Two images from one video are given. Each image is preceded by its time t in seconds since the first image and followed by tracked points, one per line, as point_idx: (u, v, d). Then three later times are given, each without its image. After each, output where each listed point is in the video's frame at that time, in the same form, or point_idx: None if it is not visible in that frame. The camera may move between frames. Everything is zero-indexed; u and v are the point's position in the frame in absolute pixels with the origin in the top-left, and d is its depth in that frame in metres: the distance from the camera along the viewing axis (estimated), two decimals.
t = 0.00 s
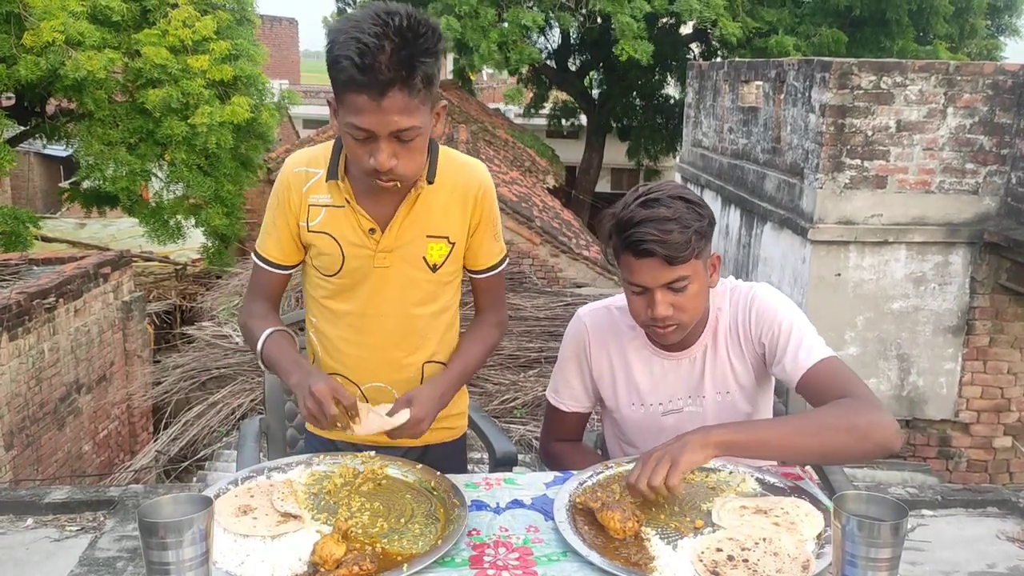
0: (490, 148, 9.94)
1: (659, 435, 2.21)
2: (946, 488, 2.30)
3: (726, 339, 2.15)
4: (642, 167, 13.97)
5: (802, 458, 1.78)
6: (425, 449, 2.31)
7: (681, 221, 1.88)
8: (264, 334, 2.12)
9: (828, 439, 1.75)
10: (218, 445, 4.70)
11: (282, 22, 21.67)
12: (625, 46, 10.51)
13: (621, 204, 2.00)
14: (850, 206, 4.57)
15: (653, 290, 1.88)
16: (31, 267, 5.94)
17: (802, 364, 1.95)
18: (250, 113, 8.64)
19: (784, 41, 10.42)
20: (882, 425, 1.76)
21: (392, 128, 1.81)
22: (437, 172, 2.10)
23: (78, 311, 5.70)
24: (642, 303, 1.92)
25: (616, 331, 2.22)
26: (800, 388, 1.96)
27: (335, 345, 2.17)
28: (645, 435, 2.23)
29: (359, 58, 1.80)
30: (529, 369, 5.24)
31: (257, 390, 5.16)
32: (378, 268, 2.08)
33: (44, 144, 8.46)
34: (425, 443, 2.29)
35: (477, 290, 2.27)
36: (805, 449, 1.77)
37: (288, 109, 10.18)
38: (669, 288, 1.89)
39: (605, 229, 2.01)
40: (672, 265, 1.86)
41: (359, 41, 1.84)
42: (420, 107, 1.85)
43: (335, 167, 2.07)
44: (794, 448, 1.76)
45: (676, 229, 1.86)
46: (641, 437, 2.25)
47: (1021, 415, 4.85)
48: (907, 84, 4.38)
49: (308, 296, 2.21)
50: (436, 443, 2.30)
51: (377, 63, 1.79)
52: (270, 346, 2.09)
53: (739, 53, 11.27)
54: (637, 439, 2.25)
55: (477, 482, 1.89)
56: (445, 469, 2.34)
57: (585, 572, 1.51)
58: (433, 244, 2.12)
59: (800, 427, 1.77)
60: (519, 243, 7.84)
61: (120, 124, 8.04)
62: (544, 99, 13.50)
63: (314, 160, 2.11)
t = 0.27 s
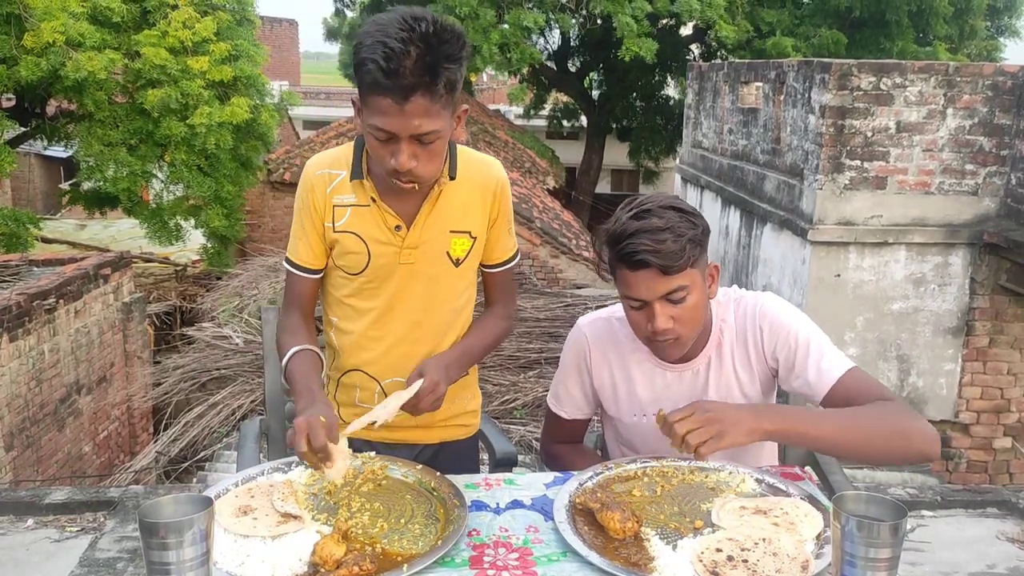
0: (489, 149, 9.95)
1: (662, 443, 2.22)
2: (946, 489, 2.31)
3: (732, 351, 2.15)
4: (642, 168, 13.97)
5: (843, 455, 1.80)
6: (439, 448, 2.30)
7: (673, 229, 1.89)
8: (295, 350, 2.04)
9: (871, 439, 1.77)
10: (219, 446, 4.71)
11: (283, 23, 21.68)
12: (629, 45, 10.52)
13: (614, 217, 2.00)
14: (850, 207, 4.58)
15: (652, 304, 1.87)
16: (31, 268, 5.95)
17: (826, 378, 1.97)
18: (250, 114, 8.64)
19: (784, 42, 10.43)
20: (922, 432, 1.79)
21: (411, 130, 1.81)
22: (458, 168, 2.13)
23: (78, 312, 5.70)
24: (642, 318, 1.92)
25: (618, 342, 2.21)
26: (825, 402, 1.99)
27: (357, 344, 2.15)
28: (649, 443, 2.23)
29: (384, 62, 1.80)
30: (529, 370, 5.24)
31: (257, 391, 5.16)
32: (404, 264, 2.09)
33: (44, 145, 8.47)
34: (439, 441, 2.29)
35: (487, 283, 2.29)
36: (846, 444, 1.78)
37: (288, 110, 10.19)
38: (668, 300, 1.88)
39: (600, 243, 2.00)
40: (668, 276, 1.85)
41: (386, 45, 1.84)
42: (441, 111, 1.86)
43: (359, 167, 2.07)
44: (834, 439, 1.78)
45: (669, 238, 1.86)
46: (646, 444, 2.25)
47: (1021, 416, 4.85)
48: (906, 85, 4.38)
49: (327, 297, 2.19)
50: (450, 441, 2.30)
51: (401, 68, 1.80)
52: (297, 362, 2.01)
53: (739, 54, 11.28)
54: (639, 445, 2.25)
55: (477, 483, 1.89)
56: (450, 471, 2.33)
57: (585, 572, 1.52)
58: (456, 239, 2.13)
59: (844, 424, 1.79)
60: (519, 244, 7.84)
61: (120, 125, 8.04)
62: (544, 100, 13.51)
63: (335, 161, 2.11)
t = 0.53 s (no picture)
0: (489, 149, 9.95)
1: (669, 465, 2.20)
2: (946, 490, 2.30)
3: (736, 373, 2.08)
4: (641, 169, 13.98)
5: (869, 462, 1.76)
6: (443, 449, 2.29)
7: (663, 282, 1.75)
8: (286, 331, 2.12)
9: (899, 447, 1.74)
10: (219, 447, 4.71)
11: (283, 24, 21.69)
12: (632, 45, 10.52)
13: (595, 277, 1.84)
14: (850, 207, 4.58)
15: (662, 362, 1.75)
16: (31, 269, 5.95)
17: (843, 392, 1.91)
18: (250, 114, 8.64)
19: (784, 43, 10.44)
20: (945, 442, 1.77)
21: (416, 130, 1.82)
22: (463, 169, 2.12)
23: (78, 313, 5.70)
24: (652, 377, 1.80)
25: (617, 373, 2.15)
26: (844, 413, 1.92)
27: (359, 342, 2.15)
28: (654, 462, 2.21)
29: (391, 63, 1.80)
30: (529, 371, 5.24)
31: (257, 392, 5.17)
32: (405, 263, 2.08)
33: (44, 146, 8.47)
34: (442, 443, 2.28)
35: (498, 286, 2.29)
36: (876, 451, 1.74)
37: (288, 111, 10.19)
38: (676, 354, 1.75)
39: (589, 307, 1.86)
40: (671, 332, 1.72)
41: (392, 47, 1.84)
42: (447, 110, 1.86)
43: (366, 165, 2.08)
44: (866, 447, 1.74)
45: (662, 293, 1.73)
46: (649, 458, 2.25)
47: (1021, 416, 4.85)
48: (906, 86, 4.38)
49: (331, 294, 2.19)
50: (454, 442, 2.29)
51: (407, 68, 1.80)
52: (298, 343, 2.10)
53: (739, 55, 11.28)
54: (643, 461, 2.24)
55: (477, 483, 1.89)
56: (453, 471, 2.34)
57: (584, 572, 1.52)
58: (459, 240, 2.12)
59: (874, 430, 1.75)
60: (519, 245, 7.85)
61: (120, 126, 8.05)
62: (544, 101, 13.51)
63: (342, 158, 2.12)
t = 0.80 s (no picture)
0: (489, 150, 9.94)
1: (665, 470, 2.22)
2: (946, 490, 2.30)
3: (736, 383, 2.08)
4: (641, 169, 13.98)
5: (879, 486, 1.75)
6: (441, 450, 2.30)
7: (660, 315, 1.70)
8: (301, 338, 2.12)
9: (906, 466, 1.72)
10: (218, 448, 4.71)
11: (283, 24, 21.71)
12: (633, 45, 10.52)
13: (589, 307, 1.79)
14: (850, 208, 4.58)
15: (664, 392, 1.75)
16: (31, 269, 5.95)
17: (847, 405, 1.89)
18: (250, 115, 8.64)
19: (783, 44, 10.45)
20: (952, 453, 1.74)
21: (408, 125, 1.81)
22: (458, 169, 2.12)
23: (78, 313, 5.70)
24: (657, 405, 1.80)
25: (615, 387, 2.13)
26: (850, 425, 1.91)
27: (357, 342, 2.16)
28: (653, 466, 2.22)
29: (382, 58, 1.81)
30: (529, 371, 5.24)
31: (257, 392, 5.17)
32: (401, 263, 2.08)
33: (44, 147, 8.48)
34: (440, 444, 2.29)
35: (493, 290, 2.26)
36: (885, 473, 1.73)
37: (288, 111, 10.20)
38: (678, 381, 1.75)
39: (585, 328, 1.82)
40: (670, 365, 1.71)
41: (384, 41, 1.84)
42: (440, 105, 1.86)
43: (361, 165, 2.08)
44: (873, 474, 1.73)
45: (659, 327, 1.69)
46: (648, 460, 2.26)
47: (1021, 417, 4.85)
48: (906, 86, 4.38)
49: (330, 295, 2.20)
50: (453, 443, 2.30)
51: (399, 63, 1.80)
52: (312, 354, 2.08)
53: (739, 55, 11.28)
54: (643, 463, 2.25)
55: (477, 483, 1.89)
56: (453, 471, 2.34)
57: (584, 573, 1.52)
58: (455, 241, 2.11)
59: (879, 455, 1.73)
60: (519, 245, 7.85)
61: (120, 126, 8.05)
62: (543, 101, 13.51)
63: (339, 159, 2.12)
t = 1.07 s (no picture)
0: (489, 150, 9.95)
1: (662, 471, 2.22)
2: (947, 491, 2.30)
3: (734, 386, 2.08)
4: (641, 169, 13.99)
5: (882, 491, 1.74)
6: (437, 449, 2.30)
7: (668, 321, 1.69)
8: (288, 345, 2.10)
9: (906, 470, 1.72)
10: (219, 448, 4.71)
11: (282, 24, 21.69)
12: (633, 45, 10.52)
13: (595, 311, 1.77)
14: (849, 208, 4.58)
15: (669, 396, 1.74)
16: (31, 269, 5.95)
17: (845, 410, 1.89)
18: (250, 115, 8.64)
19: (783, 44, 10.45)
20: (951, 457, 1.75)
21: (396, 120, 1.82)
22: (451, 167, 2.13)
23: (78, 313, 5.70)
24: (659, 409, 1.79)
25: (613, 390, 2.13)
26: (846, 430, 1.90)
27: (352, 344, 2.15)
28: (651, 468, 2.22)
29: (364, 53, 1.81)
30: (529, 372, 5.24)
31: (257, 393, 5.17)
32: (397, 262, 2.08)
33: (44, 147, 8.48)
34: (435, 444, 2.28)
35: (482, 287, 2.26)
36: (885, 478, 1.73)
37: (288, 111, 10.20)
38: (683, 386, 1.75)
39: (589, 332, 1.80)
40: (678, 371, 1.71)
41: (366, 37, 1.84)
42: (425, 100, 1.86)
43: (354, 166, 2.09)
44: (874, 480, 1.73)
45: (668, 333, 1.67)
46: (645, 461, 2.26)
47: (1021, 417, 4.85)
48: (906, 86, 4.38)
49: (324, 298, 2.19)
50: (448, 443, 2.30)
51: (382, 58, 1.80)
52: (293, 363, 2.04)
53: (739, 55, 11.28)
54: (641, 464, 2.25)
55: (478, 483, 1.89)
56: (450, 471, 2.34)
57: (584, 572, 1.52)
58: (450, 239, 2.12)
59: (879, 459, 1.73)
60: (518, 245, 7.86)
61: (120, 126, 8.04)
62: (543, 101, 13.50)
63: (331, 161, 2.12)
